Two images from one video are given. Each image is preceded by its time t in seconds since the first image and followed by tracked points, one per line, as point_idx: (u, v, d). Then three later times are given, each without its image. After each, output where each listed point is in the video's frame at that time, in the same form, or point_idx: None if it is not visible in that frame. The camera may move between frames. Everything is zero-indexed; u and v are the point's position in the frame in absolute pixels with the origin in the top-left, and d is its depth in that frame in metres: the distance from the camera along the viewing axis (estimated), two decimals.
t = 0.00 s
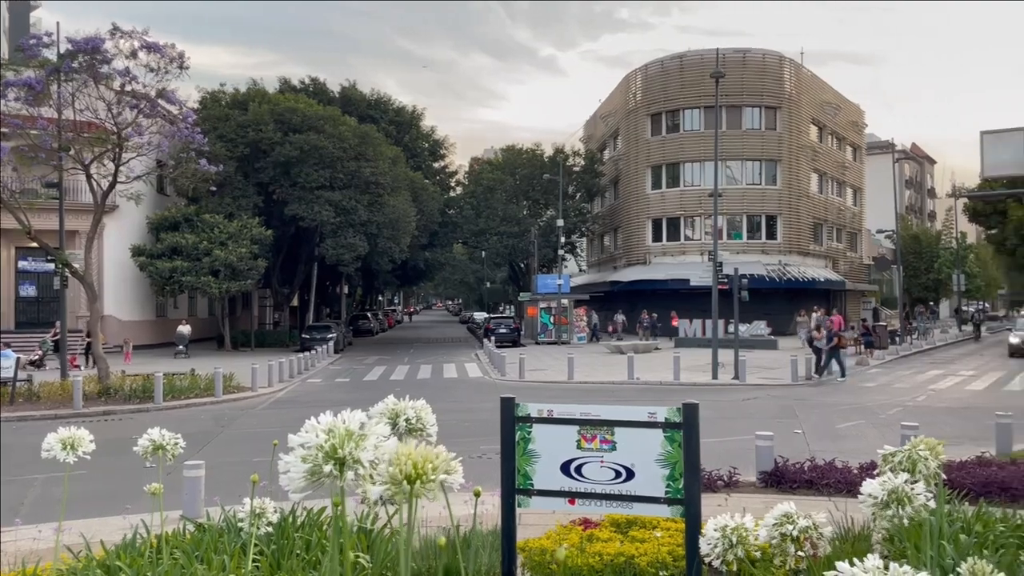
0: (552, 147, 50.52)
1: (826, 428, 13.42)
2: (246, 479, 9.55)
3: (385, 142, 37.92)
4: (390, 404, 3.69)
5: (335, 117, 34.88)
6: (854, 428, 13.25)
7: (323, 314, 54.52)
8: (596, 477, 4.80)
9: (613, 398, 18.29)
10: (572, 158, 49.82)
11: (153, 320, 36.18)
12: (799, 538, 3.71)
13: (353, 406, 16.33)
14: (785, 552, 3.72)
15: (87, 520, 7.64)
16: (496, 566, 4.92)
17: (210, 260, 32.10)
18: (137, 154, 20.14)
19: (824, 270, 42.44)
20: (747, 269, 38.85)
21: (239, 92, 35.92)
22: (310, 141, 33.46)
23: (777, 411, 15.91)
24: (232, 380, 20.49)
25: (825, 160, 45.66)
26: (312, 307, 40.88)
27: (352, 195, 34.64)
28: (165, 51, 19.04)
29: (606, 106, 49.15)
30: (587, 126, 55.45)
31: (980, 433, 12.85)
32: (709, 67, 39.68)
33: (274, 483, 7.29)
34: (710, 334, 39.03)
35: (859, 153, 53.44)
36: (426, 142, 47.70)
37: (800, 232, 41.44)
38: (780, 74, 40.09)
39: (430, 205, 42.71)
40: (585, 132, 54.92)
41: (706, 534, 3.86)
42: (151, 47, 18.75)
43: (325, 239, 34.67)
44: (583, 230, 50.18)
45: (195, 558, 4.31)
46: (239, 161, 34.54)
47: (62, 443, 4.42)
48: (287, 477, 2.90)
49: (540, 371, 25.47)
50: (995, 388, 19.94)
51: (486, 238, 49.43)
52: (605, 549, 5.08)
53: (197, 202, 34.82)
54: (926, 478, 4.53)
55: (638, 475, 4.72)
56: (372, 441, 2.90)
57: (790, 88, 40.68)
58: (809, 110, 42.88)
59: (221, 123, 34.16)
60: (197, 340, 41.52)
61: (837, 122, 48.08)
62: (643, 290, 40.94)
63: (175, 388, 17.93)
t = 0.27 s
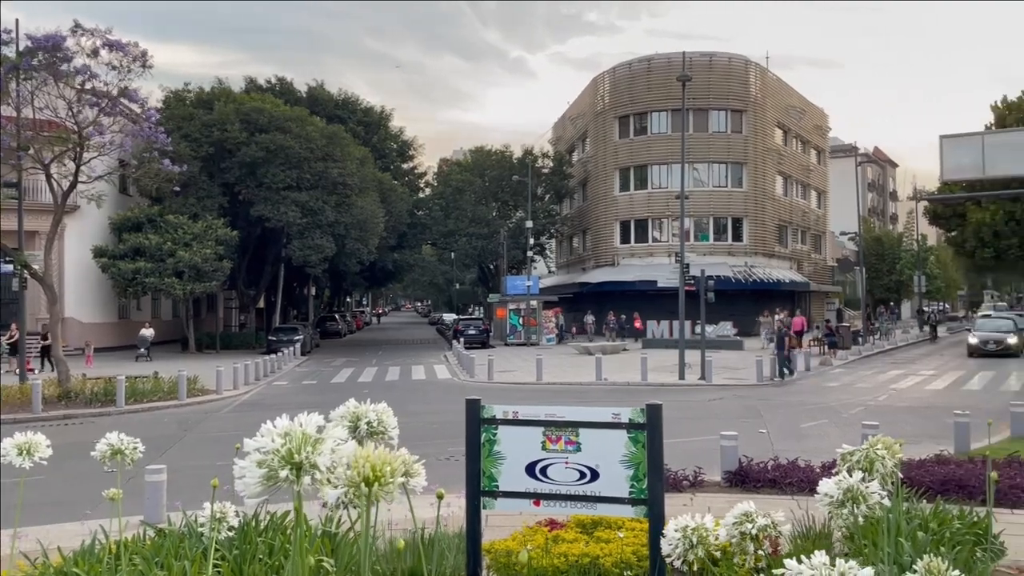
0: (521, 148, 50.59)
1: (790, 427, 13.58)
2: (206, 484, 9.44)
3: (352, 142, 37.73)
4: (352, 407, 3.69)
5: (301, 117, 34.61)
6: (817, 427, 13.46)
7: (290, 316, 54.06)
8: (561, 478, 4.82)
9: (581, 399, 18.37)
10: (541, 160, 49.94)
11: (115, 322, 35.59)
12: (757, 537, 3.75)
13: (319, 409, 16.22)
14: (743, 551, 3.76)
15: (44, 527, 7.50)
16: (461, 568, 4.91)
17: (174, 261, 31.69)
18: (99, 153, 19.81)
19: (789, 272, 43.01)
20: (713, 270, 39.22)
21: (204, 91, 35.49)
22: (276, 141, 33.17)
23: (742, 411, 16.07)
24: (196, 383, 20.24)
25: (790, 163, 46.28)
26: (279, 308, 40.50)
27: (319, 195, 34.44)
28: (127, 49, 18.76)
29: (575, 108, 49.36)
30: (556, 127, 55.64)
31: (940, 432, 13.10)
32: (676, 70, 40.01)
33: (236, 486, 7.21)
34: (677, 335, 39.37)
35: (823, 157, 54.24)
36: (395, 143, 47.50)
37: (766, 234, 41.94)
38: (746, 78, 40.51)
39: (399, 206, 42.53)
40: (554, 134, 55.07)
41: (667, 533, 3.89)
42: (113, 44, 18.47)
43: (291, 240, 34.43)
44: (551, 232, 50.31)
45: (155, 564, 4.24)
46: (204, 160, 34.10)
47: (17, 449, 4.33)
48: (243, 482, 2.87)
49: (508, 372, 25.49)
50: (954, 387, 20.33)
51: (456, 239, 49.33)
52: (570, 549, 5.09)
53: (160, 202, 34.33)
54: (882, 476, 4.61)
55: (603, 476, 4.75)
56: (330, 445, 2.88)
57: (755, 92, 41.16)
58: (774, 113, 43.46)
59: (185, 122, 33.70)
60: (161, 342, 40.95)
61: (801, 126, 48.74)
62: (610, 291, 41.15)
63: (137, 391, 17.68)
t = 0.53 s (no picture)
0: (489, 150, 50.58)
1: (754, 427, 13.73)
2: (167, 489, 9.29)
3: (318, 142, 37.47)
4: (314, 409, 3.66)
5: (267, 117, 34.29)
6: (780, 427, 13.63)
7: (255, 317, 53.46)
8: (525, 479, 4.82)
9: (548, 400, 18.40)
10: (509, 161, 49.96)
11: (75, 325, 34.87)
12: (719, 536, 3.79)
13: (285, 412, 16.07)
14: (706, 550, 3.80)
15: None
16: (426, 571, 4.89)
17: (135, 263, 31.18)
18: (57, 152, 19.44)
19: (753, 273, 43.51)
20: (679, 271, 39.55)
21: (167, 90, 35.00)
22: (241, 141, 32.77)
23: (707, 411, 16.21)
24: (158, 386, 19.93)
25: (754, 166, 46.84)
26: (244, 310, 40.06)
27: (284, 196, 34.17)
28: (87, 47, 18.46)
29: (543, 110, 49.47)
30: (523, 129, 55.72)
31: (900, 431, 13.33)
32: (643, 73, 40.28)
33: (195, 490, 7.11)
34: (643, 336, 39.61)
35: (787, 160, 54.96)
36: (362, 143, 47.23)
37: (730, 236, 42.40)
38: (711, 81, 40.93)
39: (366, 207, 42.28)
40: (522, 136, 55.16)
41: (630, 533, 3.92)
42: (72, 42, 18.16)
43: (255, 241, 34.10)
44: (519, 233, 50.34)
45: (111, 571, 4.16)
46: (166, 160, 33.58)
47: None
48: (202, 485, 2.83)
49: (475, 374, 25.47)
50: (914, 386, 20.71)
51: (423, 240, 49.18)
52: (535, 551, 5.10)
53: (121, 202, 33.79)
54: (840, 475, 4.68)
55: (567, 478, 4.76)
56: (291, 449, 2.85)
57: (721, 95, 41.62)
58: (739, 117, 44.01)
59: (147, 121, 33.14)
60: (122, 345, 40.28)
61: (765, 129, 49.36)
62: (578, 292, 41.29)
63: (98, 395, 17.37)
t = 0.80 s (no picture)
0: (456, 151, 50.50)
1: (718, 427, 13.86)
2: (126, 494, 9.10)
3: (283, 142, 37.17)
4: (279, 413, 3.62)
5: (230, 116, 33.96)
6: (744, 427, 13.78)
7: (218, 319, 52.74)
8: (491, 482, 4.82)
9: (514, 402, 18.41)
10: (476, 163, 49.92)
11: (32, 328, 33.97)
12: (682, 535, 3.82)
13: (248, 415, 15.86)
14: (669, 550, 3.83)
15: None
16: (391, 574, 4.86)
17: (94, 264, 30.62)
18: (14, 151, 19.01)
19: (718, 275, 43.96)
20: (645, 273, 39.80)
21: (127, 88, 34.46)
22: (203, 140, 32.37)
23: (673, 412, 16.32)
24: (118, 389, 19.55)
25: (718, 168, 47.34)
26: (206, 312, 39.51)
27: (248, 196, 33.81)
28: (45, 43, 18.10)
29: (510, 111, 49.55)
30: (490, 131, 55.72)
31: (861, 430, 13.54)
32: (609, 76, 40.56)
33: (155, 495, 7.00)
34: (610, 337, 39.80)
35: (750, 163, 55.60)
36: (327, 143, 46.84)
37: (696, 238, 42.80)
38: (676, 85, 41.34)
39: (331, 208, 41.91)
40: (488, 137, 55.13)
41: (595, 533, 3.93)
42: (30, 38, 17.79)
43: (218, 241, 33.72)
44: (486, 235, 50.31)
45: None
46: (127, 160, 33.04)
47: None
48: (162, 490, 2.79)
49: (442, 375, 25.39)
50: (874, 386, 21.07)
51: (390, 241, 48.94)
52: (500, 553, 5.09)
53: (79, 202, 33.15)
54: (800, 474, 4.75)
55: (532, 479, 4.77)
56: (253, 453, 2.82)
57: (686, 99, 42.01)
58: (704, 120, 44.46)
59: (107, 120, 32.58)
60: (80, 347, 39.50)
61: (729, 132, 49.88)
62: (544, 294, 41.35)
63: (55, 398, 16.99)
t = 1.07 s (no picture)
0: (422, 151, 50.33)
1: (683, 427, 13.98)
2: (83, 499, 8.95)
3: (245, 141, 36.91)
4: (240, 416, 3.59)
5: (192, 115, 33.63)
6: (707, 426, 13.93)
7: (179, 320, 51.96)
8: (456, 483, 4.82)
9: (480, 402, 18.40)
10: (442, 163, 49.80)
11: None
12: (644, 536, 3.87)
13: (210, 417, 15.65)
14: (631, 550, 3.87)
15: None
16: None
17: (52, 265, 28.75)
18: None
19: (682, 276, 44.36)
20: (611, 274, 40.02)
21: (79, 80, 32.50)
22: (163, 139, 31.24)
23: (637, 412, 16.43)
24: (76, 392, 19.17)
25: (683, 170, 47.79)
26: (168, 313, 38.89)
27: (210, 196, 33.68)
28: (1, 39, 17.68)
29: (476, 112, 49.54)
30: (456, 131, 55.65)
31: (820, 429, 13.76)
32: (574, 78, 40.75)
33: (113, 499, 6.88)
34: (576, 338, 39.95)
35: (714, 165, 56.18)
36: (291, 143, 46.38)
37: (660, 239, 43.15)
38: (641, 88, 41.68)
39: (296, 208, 41.47)
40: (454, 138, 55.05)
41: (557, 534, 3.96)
42: None
43: (179, 241, 33.58)
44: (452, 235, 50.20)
45: None
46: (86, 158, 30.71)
47: None
48: (115, 496, 2.78)
49: (407, 377, 25.29)
50: (834, 385, 21.43)
51: (355, 242, 48.65)
52: (465, 554, 5.09)
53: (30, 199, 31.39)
54: (760, 474, 4.84)
55: (497, 480, 4.78)
56: (209, 458, 2.81)
57: (650, 101, 42.36)
58: (668, 123, 44.88)
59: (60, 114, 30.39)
60: (36, 350, 38.61)
61: (693, 135, 50.40)
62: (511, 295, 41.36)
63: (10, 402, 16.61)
